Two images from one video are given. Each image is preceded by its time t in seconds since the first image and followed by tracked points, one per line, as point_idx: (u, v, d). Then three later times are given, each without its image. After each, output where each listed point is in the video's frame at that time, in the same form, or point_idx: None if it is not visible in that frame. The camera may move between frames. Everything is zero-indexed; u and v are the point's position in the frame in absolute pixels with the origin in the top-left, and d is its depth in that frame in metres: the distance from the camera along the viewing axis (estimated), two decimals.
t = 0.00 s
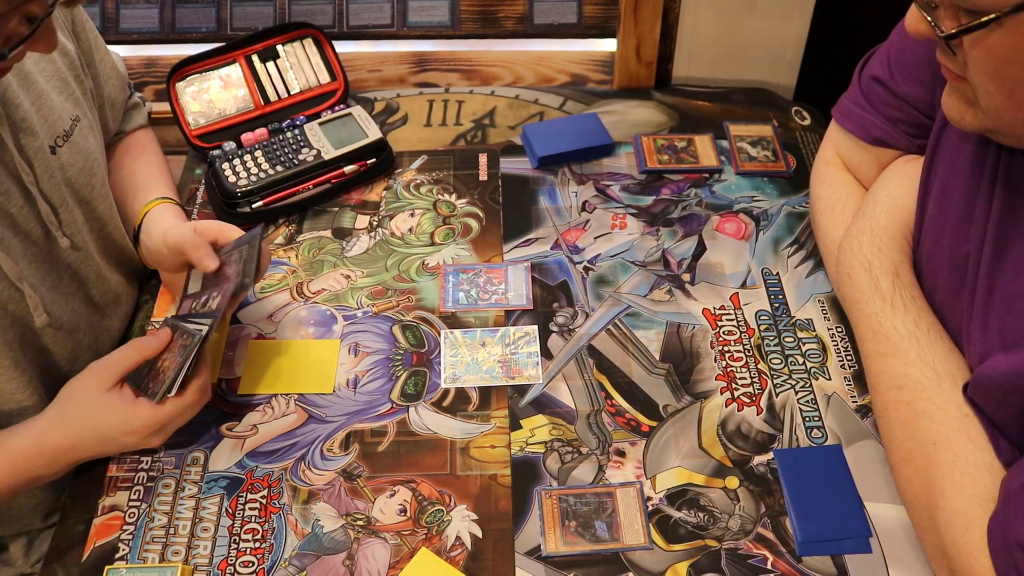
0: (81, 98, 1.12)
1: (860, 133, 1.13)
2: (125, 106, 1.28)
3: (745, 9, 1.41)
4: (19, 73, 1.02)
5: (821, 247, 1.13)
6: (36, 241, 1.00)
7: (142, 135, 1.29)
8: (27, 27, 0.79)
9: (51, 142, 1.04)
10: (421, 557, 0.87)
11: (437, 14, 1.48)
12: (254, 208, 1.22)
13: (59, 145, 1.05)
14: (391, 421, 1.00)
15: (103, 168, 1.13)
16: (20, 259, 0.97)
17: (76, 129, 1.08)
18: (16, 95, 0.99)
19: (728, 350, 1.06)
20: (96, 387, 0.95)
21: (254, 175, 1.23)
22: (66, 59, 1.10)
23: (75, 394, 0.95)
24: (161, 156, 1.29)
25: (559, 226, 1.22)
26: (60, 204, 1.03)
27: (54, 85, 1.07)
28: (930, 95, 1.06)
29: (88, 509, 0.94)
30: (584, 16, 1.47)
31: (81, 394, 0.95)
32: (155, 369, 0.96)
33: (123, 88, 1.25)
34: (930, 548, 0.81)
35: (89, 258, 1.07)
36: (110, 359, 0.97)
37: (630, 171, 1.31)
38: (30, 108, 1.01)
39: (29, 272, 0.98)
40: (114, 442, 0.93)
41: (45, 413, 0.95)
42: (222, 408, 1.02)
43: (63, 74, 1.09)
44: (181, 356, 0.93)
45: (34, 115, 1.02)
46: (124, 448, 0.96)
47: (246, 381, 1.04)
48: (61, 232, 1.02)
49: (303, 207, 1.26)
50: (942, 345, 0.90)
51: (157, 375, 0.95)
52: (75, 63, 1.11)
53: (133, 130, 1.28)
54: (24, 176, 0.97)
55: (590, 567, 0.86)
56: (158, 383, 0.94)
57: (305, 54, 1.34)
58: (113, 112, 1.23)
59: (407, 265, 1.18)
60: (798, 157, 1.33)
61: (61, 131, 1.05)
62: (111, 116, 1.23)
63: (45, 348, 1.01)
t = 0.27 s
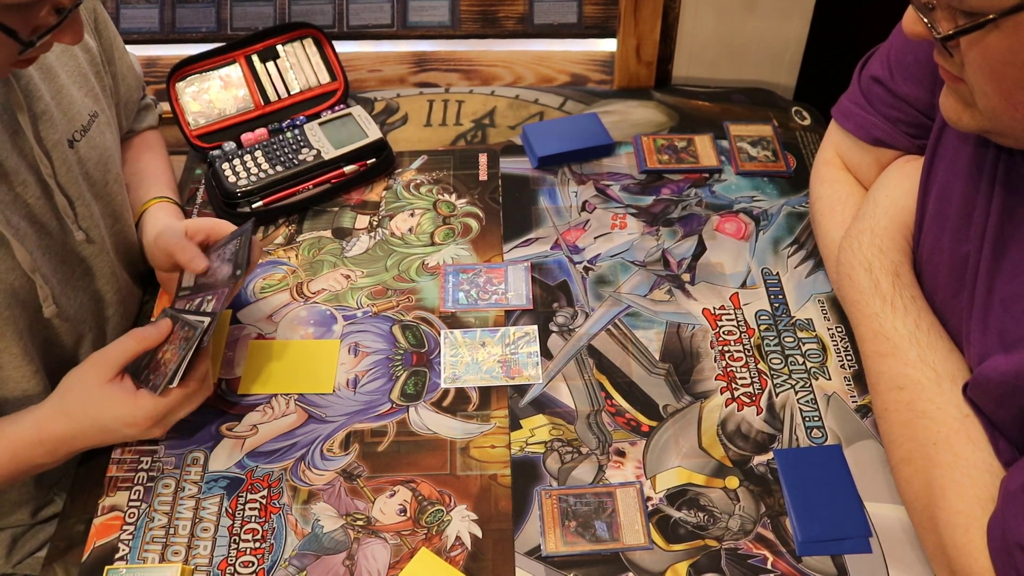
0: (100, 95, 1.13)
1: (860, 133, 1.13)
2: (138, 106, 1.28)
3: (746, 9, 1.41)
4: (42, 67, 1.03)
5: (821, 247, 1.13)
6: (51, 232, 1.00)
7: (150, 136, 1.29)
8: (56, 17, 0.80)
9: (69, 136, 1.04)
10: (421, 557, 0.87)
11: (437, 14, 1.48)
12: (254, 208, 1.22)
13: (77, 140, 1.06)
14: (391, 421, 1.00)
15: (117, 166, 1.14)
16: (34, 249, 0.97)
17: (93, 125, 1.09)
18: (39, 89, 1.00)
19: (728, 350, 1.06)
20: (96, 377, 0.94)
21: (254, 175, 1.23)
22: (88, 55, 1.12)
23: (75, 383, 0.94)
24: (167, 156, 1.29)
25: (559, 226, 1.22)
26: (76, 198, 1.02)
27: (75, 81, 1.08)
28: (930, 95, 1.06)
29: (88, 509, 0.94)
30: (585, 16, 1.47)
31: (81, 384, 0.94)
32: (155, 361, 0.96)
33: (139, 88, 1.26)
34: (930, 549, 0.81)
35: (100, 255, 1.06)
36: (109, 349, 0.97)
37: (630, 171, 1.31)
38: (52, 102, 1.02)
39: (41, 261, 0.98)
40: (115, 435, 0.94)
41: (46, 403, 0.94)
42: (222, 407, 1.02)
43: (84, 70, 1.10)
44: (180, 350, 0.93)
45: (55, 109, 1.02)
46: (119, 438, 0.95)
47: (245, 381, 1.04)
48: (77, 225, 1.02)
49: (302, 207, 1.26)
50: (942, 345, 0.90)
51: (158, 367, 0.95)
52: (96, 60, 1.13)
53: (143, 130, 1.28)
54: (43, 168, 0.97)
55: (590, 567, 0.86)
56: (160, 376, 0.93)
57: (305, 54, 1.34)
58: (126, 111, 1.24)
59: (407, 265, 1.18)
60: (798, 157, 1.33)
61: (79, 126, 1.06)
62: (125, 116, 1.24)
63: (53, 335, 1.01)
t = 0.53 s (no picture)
0: (98, 96, 1.13)
1: (860, 133, 1.13)
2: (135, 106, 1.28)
3: (746, 9, 1.41)
4: (39, 69, 1.03)
5: (821, 247, 1.13)
6: (47, 234, 1.00)
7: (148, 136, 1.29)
8: (53, 22, 0.80)
9: (66, 138, 1.05)
10: (421, 557, 0.87)
11: (437, 14, 1.48)
12: (254, 208, 1.22)
13: (74, 142, 1.06)
14: (391, 421, 1.00)
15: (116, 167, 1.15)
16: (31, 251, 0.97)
17: (91, 127, 1.10)
18: (35, 91, 1.01)
19: (728, 350, 1.06)
20: (94, 378, 0.94)
21: (254, 175, 1.23)
22: (86, 57, 1.12)
23: (73, 385, 0.94)
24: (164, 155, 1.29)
25: (559, 226, 1.22)
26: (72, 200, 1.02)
27: (72, 82, 1.08)
28: (931, 95, 1.06)
29: (88, 509, 0.94)
30: (585, 16, 1.47)
31: (80, 388, 0.94)
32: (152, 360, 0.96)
33: (137, 88, 1.27)
34: (930, 549, 0.81)
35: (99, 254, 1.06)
36: (105, 351, 0.96)
37: (630, 171, 1.31)
38: (48, 104, 1.03)
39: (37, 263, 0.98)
40: (117, 434, 0.94)
41: (45, 404, 0.94)
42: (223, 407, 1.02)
43: (82, 71, 1.10)
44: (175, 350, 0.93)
45: (52, 111, 1.03)
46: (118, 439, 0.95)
47: (245, 381, 1.04)
48: (73, 228, 1.02)
49: (302, 207, 1.26)
50: (943, 345, 0.90)
51: (155, 366, 0.95)
52: (94, 61, 1.13)
53: (140, 130, 1.29)
54: (41, 171, 0.97)
55: (591, 567, 0.86)
56: (156, 375, 0.93)
57: (305, 54, 1.34)
58: (124, 111, 1.25)
59: (407, 265, 1.18)
60: (798, 157, 1.33)
61: (77, 128, 1.07)
62: (123, 116, 1.25)
63: (48, 335, 1.01)
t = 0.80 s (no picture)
0: (70, 101, 1.11)
1: (861, 133, 1.13)
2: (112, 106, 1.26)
3: (746, 9, 1.41)
4: (7, 77, 1.01)
5: (821, 247, 1.13)
6: (28, 246, 1.00)
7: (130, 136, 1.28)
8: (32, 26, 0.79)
9: (41, 147, 1.03)
10: (421, 557, 0.87)
11: (437, 14, 1.48)
12: (254, 208, 1.22)
13: (49, 150, 1.05)
14: (391, 421, 1.00)
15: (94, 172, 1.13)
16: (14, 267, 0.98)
17: (65, 133, 1.08)
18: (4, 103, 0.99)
19: (728, 350, 1.06)
20: (96, 401, 0.94)
21: (254, 175, 1.23)
22: (54, 62, 1.09)
23: (74, 408, 0.94)
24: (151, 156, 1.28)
25: (559, 226, 1.22)
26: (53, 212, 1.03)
27: (43, 89, 1.06)
28: (931, 96, 1.06)
29: (88, 509, 0.94)
30: (585, 16, 1.47)
31: (82, 410, 0.94)
32: (154, 382, 0.96)
33: (111, 88, 1.24)
34: (930, 549, 0.81)
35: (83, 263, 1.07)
36: (105, 373, 0.97)
37: (630, 171, 1.31)
38: (18, 113, 1.01)
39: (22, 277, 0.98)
40: (121, 455, 0.93)
41: (45, 427, 0.94)
42: (223, 408, 1.02)
43: (52, 77, 1.08)
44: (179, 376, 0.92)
45: (22, 120, 1.01)
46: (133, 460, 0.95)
47: (245, 381, 1.04)
48: (54, 237, 1.02)
49: (302, 207, 1.26)
50: (943, 345, 0.90)
51: (158, 388, 0.94)
52: (63, 65, 1.11)
53: (122, 130, 1.27)
54: (15, 182, 0.97)
55: (590, 567, 0.86)
56: (160, 398, 0.93)
57: (305, 54, 1.34)
58: (102, 112, 1.23)
59: (407, 265, 1.18)
60: (798, 157, 1.33)
61: (51, 136, 1.05)
62: (100, 117, 1.22)
63: (42, 353, 1.01)
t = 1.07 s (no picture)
0: (54, 111, 1.10)
1: (861, 133, 1.13)
2: (106, 106, 1.26)
3: (746, 9, 1.41)
4: None
5: (821, 247, 1.13)
6: (13, 266, 0.99)
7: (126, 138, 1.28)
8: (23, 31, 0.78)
9: (22, 162, 1.02)
10: (422, 557, 0.87)
11: (437, 14, 1.47)
12: (254, 208, 1.22)
13: (31, 165, 1.03)
14: (391, 421, 1.00)
15: (80, 184, 1.12)
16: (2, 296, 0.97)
17: (48, 146, 1.06)
18: None
19: (728, 350, 1.06)
20: (89, 418, 0.95)
21: (254, 175, 1.23)
22: (38, 69, 1.08)
23: (67, 426, 0.95)
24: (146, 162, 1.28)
25: (559, 226, 1.22)
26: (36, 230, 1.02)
27: (24, 100, 1.04)
28: (931, 96, 1.06)
29: (88, 509, 0.94)
30: (585, 16, 1.46)
31: (75, 428, 0.94)
32: (147, 398, 0.95)
33: (104, 89, 1.23)
34: (931, 549, 0.81)
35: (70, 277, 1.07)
36: (97, 389, 0.97)
37: (630, 171, 1.31)
38: None
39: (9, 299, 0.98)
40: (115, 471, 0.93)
41: (40, 445, 0.95)
42: (222, 407, 1.02)
43: (34, 87, 1.06)
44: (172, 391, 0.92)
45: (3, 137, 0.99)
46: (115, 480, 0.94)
47: (246, 381, 1.04)
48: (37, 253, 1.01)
49: (302, 207, 1.26)
50: (943, 345, 0.90)
51: (151, 405, 0.94)
52: (47, 73, 1.09)
53: (116, 132, 1.27)
54: None
55: (590, 567, 0.86)
56: (153, 415, 0.92)
57: (305, 54, 1.34)
58: (93, 115, 1.22)
59: (407, 265, 1.18)
60: (798, 157, 1.33)
61: (33, 150, 1.03)
62: (92, 119, 1.21)
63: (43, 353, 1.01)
